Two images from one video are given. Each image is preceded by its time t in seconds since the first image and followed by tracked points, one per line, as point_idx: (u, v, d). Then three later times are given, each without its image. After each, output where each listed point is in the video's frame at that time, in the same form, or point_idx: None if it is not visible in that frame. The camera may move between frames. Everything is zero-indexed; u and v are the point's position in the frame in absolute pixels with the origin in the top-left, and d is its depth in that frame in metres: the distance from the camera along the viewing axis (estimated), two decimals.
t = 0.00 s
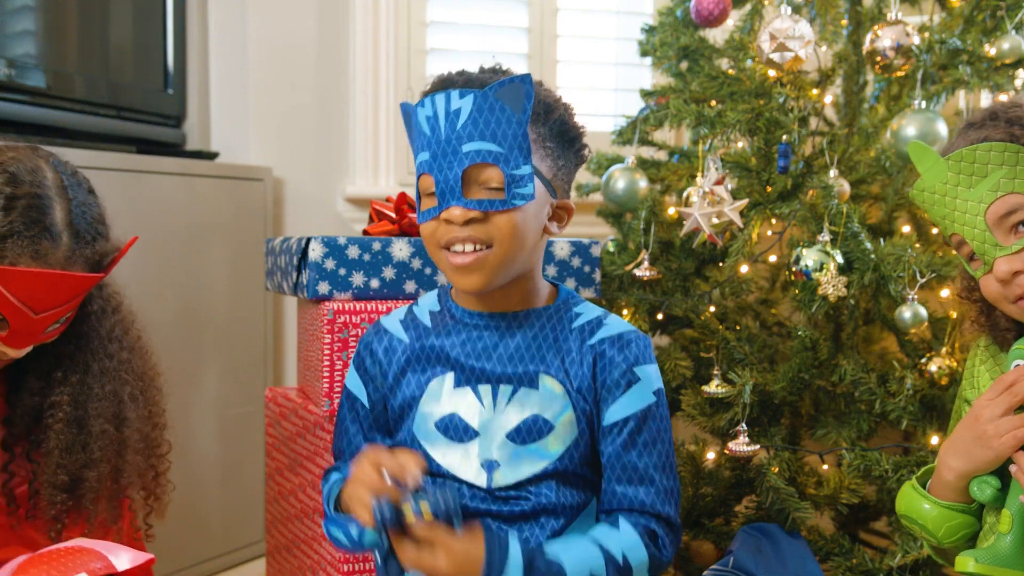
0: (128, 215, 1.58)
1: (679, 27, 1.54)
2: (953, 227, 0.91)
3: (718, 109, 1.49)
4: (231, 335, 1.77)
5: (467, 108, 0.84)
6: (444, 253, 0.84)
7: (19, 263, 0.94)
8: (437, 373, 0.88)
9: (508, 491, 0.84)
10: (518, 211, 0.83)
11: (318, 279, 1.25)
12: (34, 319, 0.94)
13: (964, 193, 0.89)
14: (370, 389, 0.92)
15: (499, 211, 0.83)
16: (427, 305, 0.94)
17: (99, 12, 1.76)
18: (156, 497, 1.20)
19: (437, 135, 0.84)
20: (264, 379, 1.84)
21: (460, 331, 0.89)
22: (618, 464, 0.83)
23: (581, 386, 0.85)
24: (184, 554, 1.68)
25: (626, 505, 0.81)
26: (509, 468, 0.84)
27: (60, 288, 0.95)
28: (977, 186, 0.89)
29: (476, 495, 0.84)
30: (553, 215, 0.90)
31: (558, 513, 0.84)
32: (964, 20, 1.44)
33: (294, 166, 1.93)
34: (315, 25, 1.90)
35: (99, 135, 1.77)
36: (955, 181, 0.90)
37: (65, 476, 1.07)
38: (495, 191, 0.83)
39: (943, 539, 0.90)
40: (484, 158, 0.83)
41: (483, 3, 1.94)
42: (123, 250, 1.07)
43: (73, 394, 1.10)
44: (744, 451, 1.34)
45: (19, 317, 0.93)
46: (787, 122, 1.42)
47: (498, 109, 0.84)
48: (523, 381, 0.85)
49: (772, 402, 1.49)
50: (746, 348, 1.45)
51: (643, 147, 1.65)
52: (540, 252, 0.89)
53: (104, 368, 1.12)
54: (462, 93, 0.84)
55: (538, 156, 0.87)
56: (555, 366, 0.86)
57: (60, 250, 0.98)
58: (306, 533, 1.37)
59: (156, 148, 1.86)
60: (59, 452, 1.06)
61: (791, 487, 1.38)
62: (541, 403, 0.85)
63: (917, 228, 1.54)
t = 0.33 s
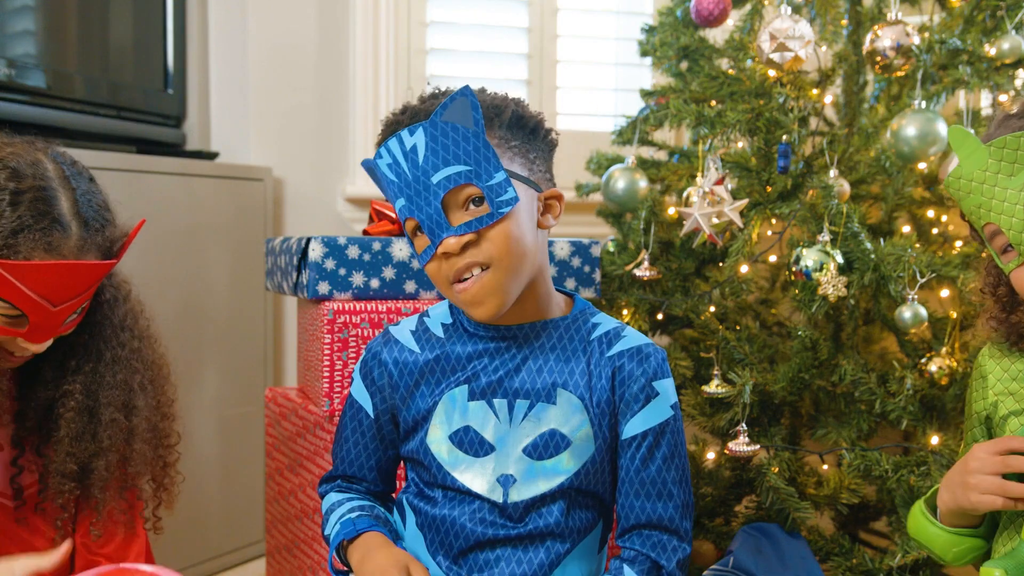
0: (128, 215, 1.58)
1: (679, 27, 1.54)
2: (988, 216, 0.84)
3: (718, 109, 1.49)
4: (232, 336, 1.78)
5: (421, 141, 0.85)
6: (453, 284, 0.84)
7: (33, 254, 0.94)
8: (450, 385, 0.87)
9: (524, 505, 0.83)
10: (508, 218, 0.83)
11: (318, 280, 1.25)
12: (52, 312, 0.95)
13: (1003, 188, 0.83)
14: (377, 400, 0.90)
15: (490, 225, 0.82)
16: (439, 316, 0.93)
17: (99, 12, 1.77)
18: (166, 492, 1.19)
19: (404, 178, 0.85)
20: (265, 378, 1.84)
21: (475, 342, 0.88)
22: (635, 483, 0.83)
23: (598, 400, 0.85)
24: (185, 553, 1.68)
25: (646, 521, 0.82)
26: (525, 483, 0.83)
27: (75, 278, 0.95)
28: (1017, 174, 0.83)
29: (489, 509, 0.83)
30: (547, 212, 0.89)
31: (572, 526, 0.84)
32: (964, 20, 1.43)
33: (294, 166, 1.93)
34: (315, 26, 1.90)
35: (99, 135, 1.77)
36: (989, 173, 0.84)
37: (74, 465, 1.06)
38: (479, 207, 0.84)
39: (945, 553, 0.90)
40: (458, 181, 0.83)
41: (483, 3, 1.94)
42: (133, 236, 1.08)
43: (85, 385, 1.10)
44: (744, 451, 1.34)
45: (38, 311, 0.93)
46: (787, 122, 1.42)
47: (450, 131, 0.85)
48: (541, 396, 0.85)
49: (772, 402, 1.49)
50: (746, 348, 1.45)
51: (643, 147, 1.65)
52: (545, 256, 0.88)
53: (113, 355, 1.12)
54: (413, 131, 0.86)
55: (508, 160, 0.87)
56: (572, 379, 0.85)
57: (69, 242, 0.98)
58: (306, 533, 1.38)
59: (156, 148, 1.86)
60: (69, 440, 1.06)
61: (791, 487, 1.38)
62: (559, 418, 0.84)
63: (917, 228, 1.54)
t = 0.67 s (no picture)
0: (128, 215, 1.58)
1: (679, 27, 1.54)
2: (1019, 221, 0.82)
3: (718, 109, 1.49)
4: (232, 336, 1.78)
5: (420, 150, 0.85)
6: (462, 289, 0.83)
7: None
8: (452, 387, 0.87)
9: (527, 509, 0.83)
10: (512, 221, 0.83)
11: (318, 280, 1.25)
12: (7, 307, 0.94)
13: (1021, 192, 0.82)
14: (379, 402, 0.90)
15: (495, 229, 0.82)
16: (440, 320, 0.93)
17: (99, 12, 1.77)
18: (169, 498, 1.18)
19: (405, 187, 0.85)
20: (265, 378, 1.84)
21: (478, 345, 0.88)
22: (637, 487, 0.83)
23: (600, 403, 0.85)
24: (187, 552, 1.68)
25: (647, 527, 0.82)
26: (527, 486, 0.83)
27: (20, 270, 0.94)
28: None
29: (490, 511, 0.84)
30: (547, 212, 0.89)
31: (573, 531, 0.84)
32: (964, 20, 1.43)
33: (294, 166, 1.93)
34: (315, 26, 1.90)
35: (99, 135, 1.77)
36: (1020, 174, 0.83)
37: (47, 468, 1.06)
38: (483, 211, 0.83)
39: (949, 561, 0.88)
40: (458, 187, 0.83)
41: (483, 3, 1.94)
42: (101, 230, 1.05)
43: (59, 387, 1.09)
44: (744, 451, 1.34)
45: None
46: (787, 122, 1.42)
47: (449, 137, 0.85)
48: (544, 399, 0.85)
49: (772, 402, 1.49)
50: (746, 348, 1.45)
51: (643, 147, 1.65)
52: (548, 258, 0.88)
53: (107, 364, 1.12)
54: (411, 139, 0.86)
55: (507, 163, 0.87)
56: (575, 383, 0.85)
57: (17, 237, 0.98)
58: (306, 533, 1.38)
59: (156, 149, 1.86)
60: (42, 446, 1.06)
61: (791, 487, 1.38)
62: (562, 421, 0.84)
63: (917, 228, 1.54)
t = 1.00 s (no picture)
0: (128, 215, 1.58)
1: (679, 27, 1.54)
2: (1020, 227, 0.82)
3: (718, 109, 1.49)
4: (232, 336, 1.78)
5: (421, 153, 0.86)
6: (466, 289, 0.83)
7: (4, 230, 0.94)
8: (460, 386, 0.87)
9: (535, 507, 0.83)
10: (513, 220, 0.83)
11: (318, 279, 1.25)
12: (31, 292, 0.94)
13: None
14: (386, 401, 0.90)
15: (497, 228, 0.83)
16: (448, 320, 0.93)
17: (99, 12, 1.77)
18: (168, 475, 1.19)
19: (407, 191, 0.85)
20: (265, 379, 1.84)
21: (486, 344, 0.88)
22: (643, 487, 0.83)
23: (607, 402, 0.85)
24: (189, 552, 1.68)
25: (652, 527, 0.82)
26: (534, 484, 0.83)
27: (49, 254, 0.94)
28: None
29: (497, 510, 0.83)
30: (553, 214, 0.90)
31: (579, 531, 0.84)
32: (964, 20, 1.43)
33: (294, 166, 1.93)
34: (315, 26, 1.90)
35: (99, 135, 1.77)
36: None
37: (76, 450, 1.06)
38: (485, 211, 0.83)
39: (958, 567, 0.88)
40: (459, 188, 0.83)
41: (483, 3, 1.94)
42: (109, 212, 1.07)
43: (77, 370, 1.10)
44: (744, 451, 1.34)
45: (17, 292, 0.93)
46: (787, 122, 1.42)
47: (449, 139, 0.85)
48: (552, 397, 0.84)
49: (772, 402, 1.49)
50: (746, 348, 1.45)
51: (643, 147, 1.65)
52: (552, 259, 0.88)
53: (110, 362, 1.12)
54: (412, 143, 0.86)
55: (507, 164, 0.87)
56: (582, 382, 0.85)
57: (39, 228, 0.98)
58: (306, 533, 1.38)
59: (156, 149, 1.86)
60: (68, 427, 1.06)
61: (791, 487, 1.38)
62: (569, 420, 0.84)
63: (917, 228, 1.54)
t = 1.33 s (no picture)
0: (127, 215, 1.58)
1: (679, 27, 1.53)
2: None
3: (718, 109, 1.49)
4: (232, 335, 1.78)
5: (435, 144, 0.86)
6: (467, 282, 0.83)
7: None
8: (464, 384, 0.87)
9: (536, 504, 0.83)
10: (519, 219, 0.83)
11: (318, 279, 1.25)
12: (33, 255, 0.94)
13: None
14: (390, 397, 0.90)
15: (502, 225, 0.83)
16: (452, 317, 0.93)
17: (99, 12, 1.77)
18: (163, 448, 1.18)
19: (418, 180, 0.86)
20: (265, 379, 1.84)
21: (489, 342, 0.88)
22: (648, 487, 0.83)
23: (608, 402, 0.85)
24: (190, 552, 1.69)
25: (659, 527, 0.82)
26: (537, 481, 0.83)
27: (47, 212, 0.94)
28: None
29: (499, 508, 0.83)
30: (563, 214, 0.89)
31: (582, 530, 0.84)
32: (964, 20, 1.43)
33: (294, 166, 1.93)
34: (315, 26, 1.90)
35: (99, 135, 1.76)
36: None
37: (74, 423, 1.04)
38: (492, 206, 0.83)
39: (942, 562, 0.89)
40: (469, 182, 0.83)
41: (483, 3, 1.94)
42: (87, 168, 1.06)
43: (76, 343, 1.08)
44: (744, 451, 1.34)
45: (19, 255, 0.92)
46: (787, 122, 1.42)
47: (464, 133, 0.85)
48: (554, 395, 0.85)
49: (772, 402, 1.49)
50: (746, 348, 1.45)
51: (643, 147, 1.65)
52: (559, 259, 0.88)
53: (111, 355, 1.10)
54: (427, 133, 0.86)
55: (521, 162, 0.87)
56: (585, 381, 0.85)
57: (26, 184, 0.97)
58: (306, 533, 1.38)
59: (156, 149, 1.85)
60: (66, 399, 1.05)
61: (791, 487, 1.38)
62: (572, 418, 0.84)
63: (917, 228, 1.54)
